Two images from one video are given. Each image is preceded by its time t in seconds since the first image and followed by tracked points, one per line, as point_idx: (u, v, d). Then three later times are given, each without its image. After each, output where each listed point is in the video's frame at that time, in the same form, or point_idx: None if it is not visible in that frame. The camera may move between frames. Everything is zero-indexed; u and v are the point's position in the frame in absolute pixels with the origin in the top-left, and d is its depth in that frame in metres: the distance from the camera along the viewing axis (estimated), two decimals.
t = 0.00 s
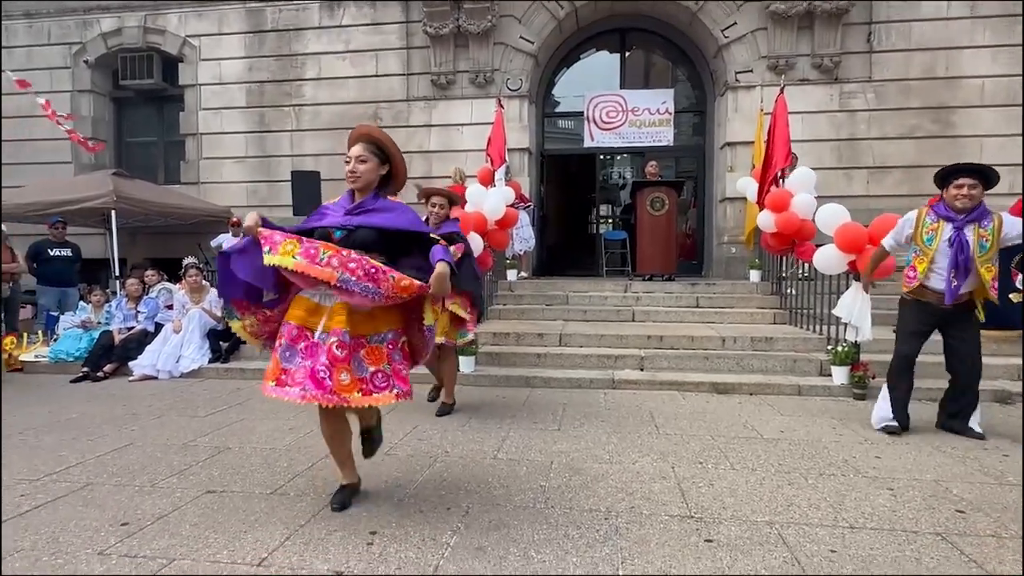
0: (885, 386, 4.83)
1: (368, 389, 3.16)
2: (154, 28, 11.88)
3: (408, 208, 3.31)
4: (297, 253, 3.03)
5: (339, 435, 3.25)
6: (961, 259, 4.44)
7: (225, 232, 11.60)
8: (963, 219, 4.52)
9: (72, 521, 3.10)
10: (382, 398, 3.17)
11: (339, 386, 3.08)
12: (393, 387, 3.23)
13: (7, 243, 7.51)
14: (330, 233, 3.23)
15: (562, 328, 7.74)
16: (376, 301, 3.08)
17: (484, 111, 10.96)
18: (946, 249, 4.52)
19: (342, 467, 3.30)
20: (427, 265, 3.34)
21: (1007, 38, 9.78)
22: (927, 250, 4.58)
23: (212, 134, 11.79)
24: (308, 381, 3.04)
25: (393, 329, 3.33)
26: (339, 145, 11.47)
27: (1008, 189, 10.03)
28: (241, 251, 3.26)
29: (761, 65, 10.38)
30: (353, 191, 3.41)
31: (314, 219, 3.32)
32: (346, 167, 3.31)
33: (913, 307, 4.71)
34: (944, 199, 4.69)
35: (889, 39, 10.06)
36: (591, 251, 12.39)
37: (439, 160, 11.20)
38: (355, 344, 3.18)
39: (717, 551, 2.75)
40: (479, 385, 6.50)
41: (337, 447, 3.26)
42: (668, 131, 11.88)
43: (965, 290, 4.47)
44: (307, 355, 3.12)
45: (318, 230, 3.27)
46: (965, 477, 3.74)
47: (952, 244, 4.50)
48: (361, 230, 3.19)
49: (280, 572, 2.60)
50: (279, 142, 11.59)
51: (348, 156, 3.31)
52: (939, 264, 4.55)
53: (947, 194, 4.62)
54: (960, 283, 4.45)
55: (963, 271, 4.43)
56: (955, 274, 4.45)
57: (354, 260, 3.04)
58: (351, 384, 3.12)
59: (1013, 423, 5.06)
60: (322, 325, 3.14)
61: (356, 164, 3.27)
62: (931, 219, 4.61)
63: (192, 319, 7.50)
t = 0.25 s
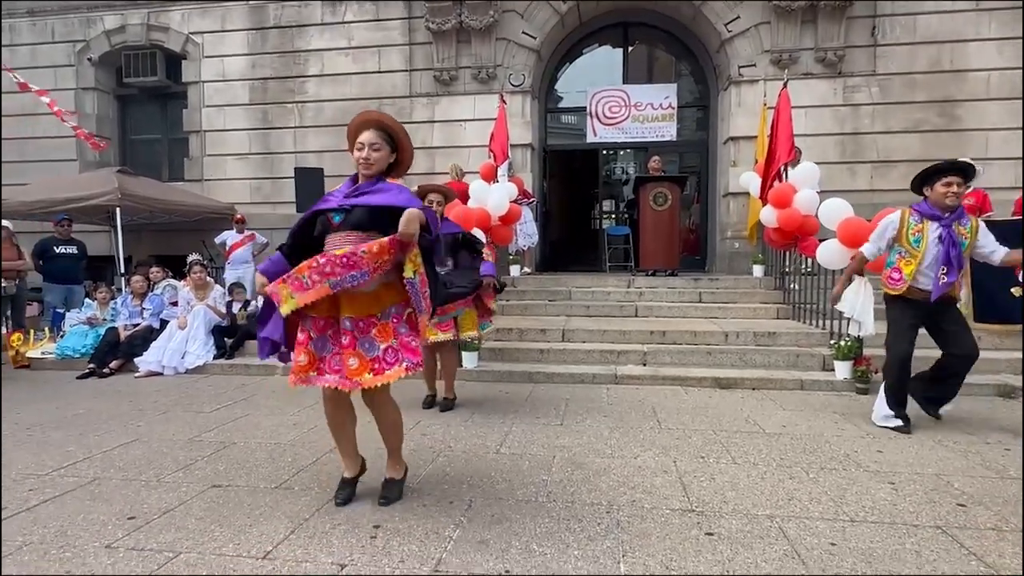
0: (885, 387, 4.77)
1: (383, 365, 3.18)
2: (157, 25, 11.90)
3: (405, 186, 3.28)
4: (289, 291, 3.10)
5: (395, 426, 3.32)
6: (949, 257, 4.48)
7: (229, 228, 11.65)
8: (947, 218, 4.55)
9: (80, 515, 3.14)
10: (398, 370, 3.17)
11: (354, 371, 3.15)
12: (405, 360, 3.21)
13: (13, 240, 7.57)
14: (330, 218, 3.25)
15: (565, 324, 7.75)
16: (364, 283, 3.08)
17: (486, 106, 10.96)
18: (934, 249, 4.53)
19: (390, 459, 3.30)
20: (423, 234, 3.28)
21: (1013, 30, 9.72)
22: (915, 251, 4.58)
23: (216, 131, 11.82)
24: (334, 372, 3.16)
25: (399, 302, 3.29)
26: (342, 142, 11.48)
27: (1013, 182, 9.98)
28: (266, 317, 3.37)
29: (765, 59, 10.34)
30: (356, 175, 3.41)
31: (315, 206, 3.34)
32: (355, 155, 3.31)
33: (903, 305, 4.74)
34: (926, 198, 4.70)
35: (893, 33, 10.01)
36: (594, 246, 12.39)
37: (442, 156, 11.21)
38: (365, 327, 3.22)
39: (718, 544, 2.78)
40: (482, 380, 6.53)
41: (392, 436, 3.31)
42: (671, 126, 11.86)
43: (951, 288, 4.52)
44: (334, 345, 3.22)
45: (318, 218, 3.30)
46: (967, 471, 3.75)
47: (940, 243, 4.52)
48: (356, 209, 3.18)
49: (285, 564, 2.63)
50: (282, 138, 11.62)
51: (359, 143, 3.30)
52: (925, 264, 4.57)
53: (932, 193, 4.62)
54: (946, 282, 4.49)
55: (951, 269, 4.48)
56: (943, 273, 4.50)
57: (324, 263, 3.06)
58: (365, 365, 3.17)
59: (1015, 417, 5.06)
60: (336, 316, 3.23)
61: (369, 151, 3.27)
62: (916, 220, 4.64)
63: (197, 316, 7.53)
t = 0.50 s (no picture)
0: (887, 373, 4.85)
1: (398, 361, 3.22)
2: (156, 23, 11.90)
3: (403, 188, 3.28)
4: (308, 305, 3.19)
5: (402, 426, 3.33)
6: (952, 237, 4.57)
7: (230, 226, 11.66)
8: (951, 197, 4.60)
9: (82, 512, 3.16)
10: (414, 365, 3.21)
11: (370, 366, 3.19)
12: (420, 353, 3.26)
13: (14, 238, 7.58)
14: (331, 227, 3.25)
15: (565, 321, 7.76)
16: (372, 276, 3.13)
17: (486, 104, 10.95)
18: (940, 229, 4.56)
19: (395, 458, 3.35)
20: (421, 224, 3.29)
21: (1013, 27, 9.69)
22: (923, 230, 4.59)
23: (216, 128, 11.82)
24: (350, 372, 3.18)
25: (409, 298, 3.34)
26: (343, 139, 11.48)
27: (1013, 179, 9.97)
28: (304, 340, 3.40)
29: (765, 56, 10.32)
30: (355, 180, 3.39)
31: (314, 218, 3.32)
32: (359, 161, 3.29)
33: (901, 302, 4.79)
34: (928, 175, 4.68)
35: (894, 29, 9.99)
36: (595, 244, 12.39)
37: (442, 153, 11.21)
38: (378, 325, 3.27)
39: (715, 540, 2.79)
40: (482, 377, 6.55)
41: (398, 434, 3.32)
42: (672, 123, 11.85)
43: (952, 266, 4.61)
44: (347, 348, 3.24)
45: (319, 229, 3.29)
46: (964, 467, 3.76)
47: (945, 223, 4.57)
48: (359, 217, 3.20)
49: (286, 560, 2.65)
50: (282, 136, 11.62)
51: (364, 150, 3.28)
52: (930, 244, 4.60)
53: (936, 171, 4.60)
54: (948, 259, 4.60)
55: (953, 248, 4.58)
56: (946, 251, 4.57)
57: (330, 265, 3.14)
58: (381, 361, 3.21)
59: (1014, 414, 5.08)
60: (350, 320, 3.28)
61: (376, 159, 3.26)
62: (921, 199, 4.64)
63: (198, 313, 7.55)
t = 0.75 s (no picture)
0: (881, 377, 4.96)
1: (403, 361, 3.25)
2: (153, 19, 11.86)
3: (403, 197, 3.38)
4: (302, 289, 3.20)
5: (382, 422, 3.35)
6: (963, 244, 4.62)
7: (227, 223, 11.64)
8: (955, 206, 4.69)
9: (78, 508, 3.16)
10: (419, 367, 3.25)
11: (375, 363, 3.17)
12: (426, 357, 3.31)
13: (9, 235, 7.56)
14: (330, 230, 3.27)
15: (562, 318, 7.77)
16: (385, 274, 3.18)
17: (484, 101, 10.94)
18: (947, 238, 4.62)
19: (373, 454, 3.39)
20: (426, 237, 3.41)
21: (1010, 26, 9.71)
22: (932, 239, 4.63)
23: (213, 125, 11.79)
24: (348, 369, 3.15)
25: (411, 305, 3.44)
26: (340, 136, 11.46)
27: (1010, 178, 10.00)
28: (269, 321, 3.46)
29: (763, 54, 10.33)
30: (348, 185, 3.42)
31: (311, 218, 3.34)
32: (352, 164, 3.31)
33: (898, 305, 4.84)
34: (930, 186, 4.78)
35: (891, 28, 10.00)
36: (592, 241, 12.39)
37: (440, 150, 11.20)
38: (380, 326, 3.29)
39: (710, 537, 2.81)
40: (479, 375, 6.56)
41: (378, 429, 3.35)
42: (669, 121, 11.85)
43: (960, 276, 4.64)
44: (338, 347, 3.21)
45: (317, 229, 3.31)
46: (958, 465, 3.78)
47: (951, 232, 4.63)
48: (360, 219, 3.24)
49: (281, 557, 2.66)
50: (279, 132, 11.59)
51: (355, 152, 3.29)
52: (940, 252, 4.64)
53: (938, 180, 4.70)
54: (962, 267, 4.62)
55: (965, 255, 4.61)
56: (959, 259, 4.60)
57: (343, 256, 3.15)
58: (385, 359, 3.21)
59: (1008, 412, 5.10)
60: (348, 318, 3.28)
61: (369, 162, 3.29)
62: (928, 207, 4.70)
63: (194, 310, 7.56)
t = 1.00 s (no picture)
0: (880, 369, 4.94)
1: (381, 359, 3.22)
2: (148, 14, 11.79)
3: (400, 191, 3.40)
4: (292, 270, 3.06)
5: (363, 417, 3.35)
6: (974, 251, 4.53)
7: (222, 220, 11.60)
8: (961, 214, 4.62)
9: (70, 505, 3.15)
10: (396, 367, 3.23)
11: (352, 361, 3.17)
12: (404, 356, 3.28)
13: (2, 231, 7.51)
14: (325, 213, 3.27)
15: (557, 317, 7.77)
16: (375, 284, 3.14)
17: (480, 99, 10.93)
18: (953, 248, 4.57)
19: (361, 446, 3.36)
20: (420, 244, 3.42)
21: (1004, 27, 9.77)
22: (936, 248, 4.58)
23: (208, 122, 11.75)
24: (337, 359, 3.24)
25: (397, 302, 3.38)
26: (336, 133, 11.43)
27: (1003, 178, 10.06)
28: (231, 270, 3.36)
29: (759, 54, 10.35)
30: (342, 172, 3.44)
31: (304, 199, 3.33)
32: (336, 153, 3.36)
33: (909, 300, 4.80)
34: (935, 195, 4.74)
35: (886, 28, 10.04)
36: (588, 240, 12.40)
37: (436, 148, 11.19)
38: (362, 321, 3.25)
39: (703, 534, 2.82)
40: (474, 373, 6.56)
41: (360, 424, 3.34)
42: (665, 120, 11.87)
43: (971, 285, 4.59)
44: (332, 334, 3.30)
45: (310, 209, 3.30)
46: (950, 464, 3.81)
47: (958, 239, 4.57)
48: (356, 209, 3.26)
49: (275, 554, 2.66)
50: (275, 129, 11.56)
51: (340, 140, 3.34)
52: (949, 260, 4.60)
53: (941, 190, 4.66)
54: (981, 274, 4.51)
55: (981, 262, 4.52)
56: (973, 267, 4.52)
57: (347, 266, 3.02)
58: (362, 358, 3.20)
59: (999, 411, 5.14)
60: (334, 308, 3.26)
61: (350, 148, 3.31)
62: (932, 217, 4.65)
63: (188, 307, 7.52)
